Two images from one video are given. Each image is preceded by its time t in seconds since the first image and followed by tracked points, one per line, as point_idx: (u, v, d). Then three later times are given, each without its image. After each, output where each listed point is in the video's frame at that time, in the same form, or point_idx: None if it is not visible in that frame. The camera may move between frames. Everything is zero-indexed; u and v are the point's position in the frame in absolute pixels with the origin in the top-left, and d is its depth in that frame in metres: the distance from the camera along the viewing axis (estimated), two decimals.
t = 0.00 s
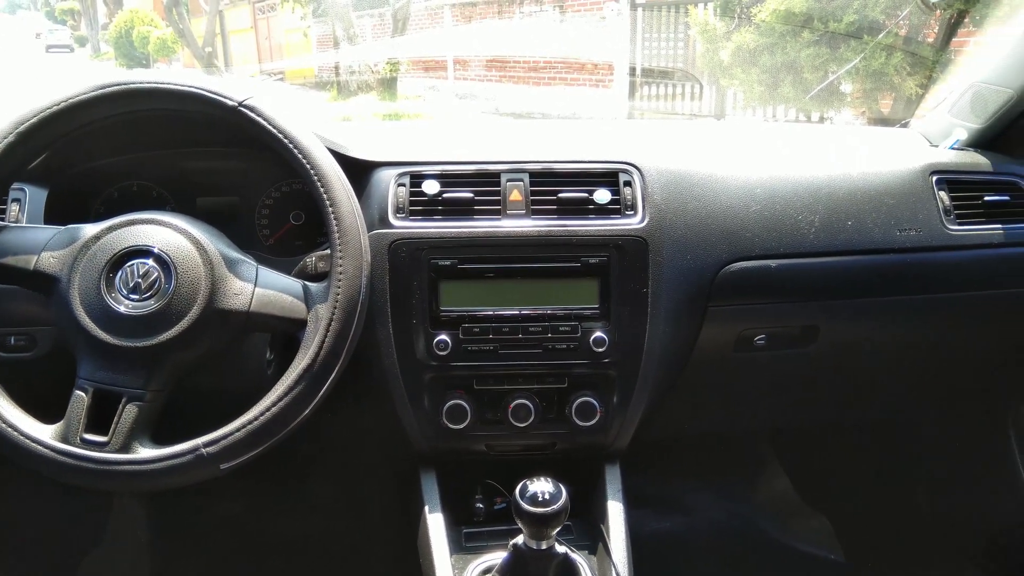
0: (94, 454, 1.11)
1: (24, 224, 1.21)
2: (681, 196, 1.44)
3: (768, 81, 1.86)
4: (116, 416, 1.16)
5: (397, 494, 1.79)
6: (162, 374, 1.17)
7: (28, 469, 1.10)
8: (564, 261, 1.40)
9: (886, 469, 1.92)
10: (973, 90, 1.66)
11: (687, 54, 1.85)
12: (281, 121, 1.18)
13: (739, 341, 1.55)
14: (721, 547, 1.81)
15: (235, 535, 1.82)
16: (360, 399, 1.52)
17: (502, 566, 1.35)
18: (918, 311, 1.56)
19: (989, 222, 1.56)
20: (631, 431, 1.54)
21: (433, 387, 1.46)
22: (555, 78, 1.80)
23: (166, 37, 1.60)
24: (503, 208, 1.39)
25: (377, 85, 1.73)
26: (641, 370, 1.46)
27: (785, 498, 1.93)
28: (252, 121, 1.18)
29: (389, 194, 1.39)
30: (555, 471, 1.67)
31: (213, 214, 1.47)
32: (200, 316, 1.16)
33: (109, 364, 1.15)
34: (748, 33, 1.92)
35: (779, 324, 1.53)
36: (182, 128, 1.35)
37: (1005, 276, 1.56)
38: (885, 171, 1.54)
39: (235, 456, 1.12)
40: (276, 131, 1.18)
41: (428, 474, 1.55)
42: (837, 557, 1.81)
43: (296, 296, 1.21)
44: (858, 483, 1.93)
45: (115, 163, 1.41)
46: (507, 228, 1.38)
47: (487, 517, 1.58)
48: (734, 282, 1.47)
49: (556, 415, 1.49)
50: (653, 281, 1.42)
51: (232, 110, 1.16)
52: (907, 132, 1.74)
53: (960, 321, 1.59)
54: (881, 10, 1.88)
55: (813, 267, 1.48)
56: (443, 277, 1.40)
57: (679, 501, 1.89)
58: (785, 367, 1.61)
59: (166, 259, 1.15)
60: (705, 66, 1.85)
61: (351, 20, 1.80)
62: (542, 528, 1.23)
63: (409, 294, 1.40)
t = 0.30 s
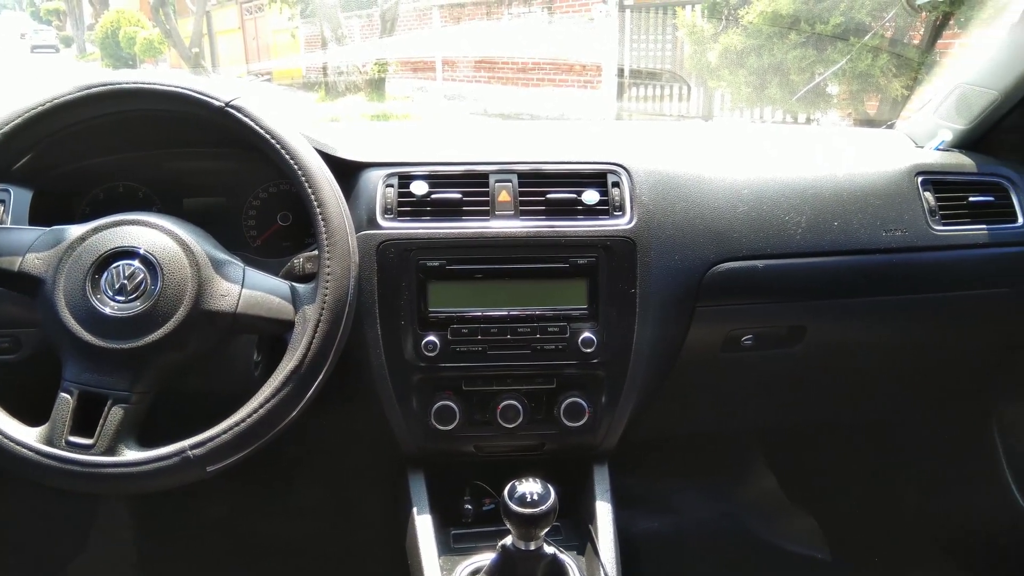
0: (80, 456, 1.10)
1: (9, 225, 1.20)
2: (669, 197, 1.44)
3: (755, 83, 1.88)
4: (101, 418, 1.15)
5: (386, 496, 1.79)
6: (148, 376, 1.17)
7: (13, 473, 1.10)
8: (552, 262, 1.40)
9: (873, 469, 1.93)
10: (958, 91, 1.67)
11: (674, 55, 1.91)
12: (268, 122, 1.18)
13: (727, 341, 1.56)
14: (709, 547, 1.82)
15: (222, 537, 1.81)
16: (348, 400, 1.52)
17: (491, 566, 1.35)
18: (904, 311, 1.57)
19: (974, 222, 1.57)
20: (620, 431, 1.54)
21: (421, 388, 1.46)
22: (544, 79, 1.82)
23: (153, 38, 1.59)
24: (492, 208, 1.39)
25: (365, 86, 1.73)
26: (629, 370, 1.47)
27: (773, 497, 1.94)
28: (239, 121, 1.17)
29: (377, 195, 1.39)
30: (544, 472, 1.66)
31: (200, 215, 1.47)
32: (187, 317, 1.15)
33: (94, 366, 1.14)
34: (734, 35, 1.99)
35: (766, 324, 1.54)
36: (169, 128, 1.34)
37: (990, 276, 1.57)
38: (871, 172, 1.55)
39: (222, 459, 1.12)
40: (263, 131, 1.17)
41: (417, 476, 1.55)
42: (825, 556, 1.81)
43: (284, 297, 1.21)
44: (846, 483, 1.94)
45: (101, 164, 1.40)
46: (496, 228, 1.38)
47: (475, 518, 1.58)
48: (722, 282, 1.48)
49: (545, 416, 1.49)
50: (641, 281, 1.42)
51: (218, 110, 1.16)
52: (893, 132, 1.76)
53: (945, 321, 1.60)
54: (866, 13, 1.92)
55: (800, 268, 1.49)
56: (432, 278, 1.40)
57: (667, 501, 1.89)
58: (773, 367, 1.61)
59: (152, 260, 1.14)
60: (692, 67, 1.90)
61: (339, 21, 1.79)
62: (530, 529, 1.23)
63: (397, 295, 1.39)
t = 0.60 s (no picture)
0: (68, 460, 1.09)
1: None
2: (658, 199, 1.45)
3: (743, 86, 1.89)
4: (90, 422, 1.14)
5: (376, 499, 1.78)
6: (136, 379, 1.16)
7: None
8: (543, 264, 1.41)
9: (861, 470, 1.94)
10: (944, 95, 1.68)
11: (663, 58, 1.91)
12: (257, 124, 1.17)
13: (717, 343, 1.56)
14: (700, 548, 1.82)
15: (212, 541, 1.80)
16: (338, 403, 1.52)
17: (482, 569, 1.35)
18: (892, 312, 1.58)
19: (960, 225, 1.58)
20: (611, 433, 1.54)
21: (412, 391, 1.46)
22: (534, 82, 1.83)
23: (140, 40, 1.59)
24: (482, 211, 1.39)
25: (354, 89, 1.73)
26: (619, 372, 1.47)
27: (763, 498, 1.94)
28: (228, 123, 1.17)
29: (367, 197, 1.39)
30: (536, 474, 1.66)
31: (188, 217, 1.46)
32: (176, 320, 1.15)
33: (82, 369, 1.14)
34: (722, 38, 2.04)
35: (756, 326, 1.54)
36: (157, 130, 1.33)
37: (976, 278, 1.59)
38: (858, 174, 1.56)
39: (211, 462, 1.11)
40: (252, 133, 1.17)
41: (408, 478, 1.54)
42: (814, 556, 1.83)
43: (273, 299, 1.20)
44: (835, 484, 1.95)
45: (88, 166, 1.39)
46: (486, 230, 1.38)
47: (466, 520, 1.57)
48: (711, 284, 1.48)
49: (536, 418, 1.49)
50: (631, 283, 1.43)
51: (207, 113, 1.15)
52: (881, 134, 1.77)
53: (932, 322, 1.61)
54: (854, 16, 1.93)
55: (789, 270, 1.50)
56: (422, 280, 1.39)
57: (657, 502, 1.90)
58: (762, 368, 1.62)
59: (140, 262, 1.13)
60: (681, 69, 1.93)
61: (329, 23, 1.79)
62: (522, 532, 1.23)
63: (388, 297, 1.39)
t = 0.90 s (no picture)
0: (66, 460, 1.09)
1: None
2: (657, 199, 1.45)
3: (742, 86, 1.87)
4: (87, 422, 1.14)
5: (374, 499, 1.78)
6: (134, 379, 1.16)
7: None
8: (541, 264, 1.41)
9: (859, 470, 1.94)
10: (941, 95, 1.71)
11: (662, 59, 1.83)
12: (255, 124, 1.17)
13: (715, 343, 1.56)
14: (698, 548, 1.82)
15: (210, 541, 1.80)
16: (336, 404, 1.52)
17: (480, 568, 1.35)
18: (890, 312, 1.58)
19: (958, 225, 1.58)
20: (609, 432, 1.54)
21: (410, 391, 1.45)
22: (531, 83, 1.80)
23: (138, 40, 1.59)
24: (480, 211, 1.39)
25: (352, 89, 1.74)
26: (617, 372, 1.47)
27: (760, 498, 1.95)
28: (225, 123, 1.17)
29: (365, 197, 1.38)
30: (534, 474, 1.66)
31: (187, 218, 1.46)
32: (174, 320, 1.14)
33: (80, 369, 1.13)
34: (720, 38, 1.86)
35: (753, 326, 1.55)
36: (154, 130, 1.33)
37: (973, 278, 1.59)
38: (855, 175, 1.57)
39: (209, 462, 1.11)
40: (249, 133, 1.17)
41: (406, 478, 1.54)
42: (812, 556, 1.83)
43: (271, 299, 1.20)
44: (833, 484, 1.95)
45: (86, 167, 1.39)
46: (484, 231, 1.38)
47: (464, 521, 1.57)
48: (709, 284, 1.48)
49: (534, 418, 1.49)
50: (629, 283, 1.43)
51: (205, 113, 1.15)
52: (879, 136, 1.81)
53: (929, 323, 1.62)
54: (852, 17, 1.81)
55: (786, 270, 1.50)
56: (420, 280, 1.39)
57: (655, 502, 1.90)
58: (760, 368, 1.62)
59: (137, 262, 1.13)
60: (680, 71, 1.84)
61: (327, 24, 1.74)
62: (520, 532, 1.23)
63: (386, 297, 1.39)
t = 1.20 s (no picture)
0: (62, 459, 1.08)
1: None
2: (655, 198, 1.45)
3: (739, 85, 1.88)
4: (84, 421, 1.14)
5: (373, 499, 1.78)
6: (131, 378, 1.15)
7: None
8: (539, 263, 1.40)
9: (856, 470, 1.94)
10: (939, 95, 1.71)
11: (659, 57, 1.88)
12: (253, 122, 1.17)
13: (712, 342, 1.56)
14: (696, 547, 1.82)
15: (209, 540, 1.80)
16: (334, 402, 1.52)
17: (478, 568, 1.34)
18: (889, 312, 1.58)
19: (956, 224, 1.58)
20: (607, 431, 1.54)
21: (408, 390, 1.45)
22: (530, 80, 1.81)
23: (136, 38, 1.57)
24: (478, 209, 1.39)
25: (350, 87, 1.73)
26: (615, 372, 1.47)
27: (758, 498, 1.95)
28: (223, 121, 1.16)
29: (364, 196, 1.38)
30: (532, 473, 1.66)
31: (184, 216, 1.46)
32: (171, 318, 1.14)
33: (77, 368, 1.13)
34: (718, 38, 1.91)
35: (751, 326, 1.54)
36: (153, 128, 1.33)
37: (971, 278, 1.59)
38: (854, 174, 1.56)
39: (206, 461, 1.11)
40: (248, 131, 1.16)
41: (403, 477, 1.54)
42: (810, 556, 1.83)
43: (269, 298, 1.21)
44: (830, 484, 1.95)
45: (84, 165, 1.38)
46: (482, 230, 1.38)
47: (462, 520, 1.58)
48: (707, 284, 1.48)
49: (532, 417, 1.49)
50: (627, 282, 1.43)
51: (202, 111, 1.15)
52: (876, 134, 1.80)
53: (927, 323, 1.62)
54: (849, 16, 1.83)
55: (784, 269, 1.50)
56: (418, 279, 1.39)
57: (653, 501, 1.90)
58: (759, 367, 1.62)
59: (135, 260, 1.13)
60: (677, 70, 1.88)
61: (325, 22, 1.76)
62: (517, 531, 1.23)
63: (384, 296, 1.39)
